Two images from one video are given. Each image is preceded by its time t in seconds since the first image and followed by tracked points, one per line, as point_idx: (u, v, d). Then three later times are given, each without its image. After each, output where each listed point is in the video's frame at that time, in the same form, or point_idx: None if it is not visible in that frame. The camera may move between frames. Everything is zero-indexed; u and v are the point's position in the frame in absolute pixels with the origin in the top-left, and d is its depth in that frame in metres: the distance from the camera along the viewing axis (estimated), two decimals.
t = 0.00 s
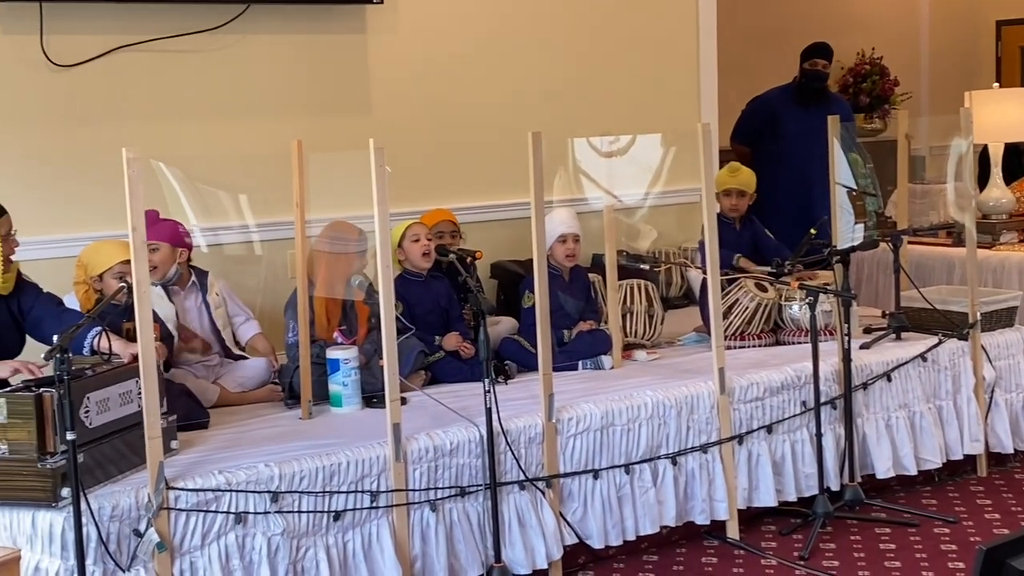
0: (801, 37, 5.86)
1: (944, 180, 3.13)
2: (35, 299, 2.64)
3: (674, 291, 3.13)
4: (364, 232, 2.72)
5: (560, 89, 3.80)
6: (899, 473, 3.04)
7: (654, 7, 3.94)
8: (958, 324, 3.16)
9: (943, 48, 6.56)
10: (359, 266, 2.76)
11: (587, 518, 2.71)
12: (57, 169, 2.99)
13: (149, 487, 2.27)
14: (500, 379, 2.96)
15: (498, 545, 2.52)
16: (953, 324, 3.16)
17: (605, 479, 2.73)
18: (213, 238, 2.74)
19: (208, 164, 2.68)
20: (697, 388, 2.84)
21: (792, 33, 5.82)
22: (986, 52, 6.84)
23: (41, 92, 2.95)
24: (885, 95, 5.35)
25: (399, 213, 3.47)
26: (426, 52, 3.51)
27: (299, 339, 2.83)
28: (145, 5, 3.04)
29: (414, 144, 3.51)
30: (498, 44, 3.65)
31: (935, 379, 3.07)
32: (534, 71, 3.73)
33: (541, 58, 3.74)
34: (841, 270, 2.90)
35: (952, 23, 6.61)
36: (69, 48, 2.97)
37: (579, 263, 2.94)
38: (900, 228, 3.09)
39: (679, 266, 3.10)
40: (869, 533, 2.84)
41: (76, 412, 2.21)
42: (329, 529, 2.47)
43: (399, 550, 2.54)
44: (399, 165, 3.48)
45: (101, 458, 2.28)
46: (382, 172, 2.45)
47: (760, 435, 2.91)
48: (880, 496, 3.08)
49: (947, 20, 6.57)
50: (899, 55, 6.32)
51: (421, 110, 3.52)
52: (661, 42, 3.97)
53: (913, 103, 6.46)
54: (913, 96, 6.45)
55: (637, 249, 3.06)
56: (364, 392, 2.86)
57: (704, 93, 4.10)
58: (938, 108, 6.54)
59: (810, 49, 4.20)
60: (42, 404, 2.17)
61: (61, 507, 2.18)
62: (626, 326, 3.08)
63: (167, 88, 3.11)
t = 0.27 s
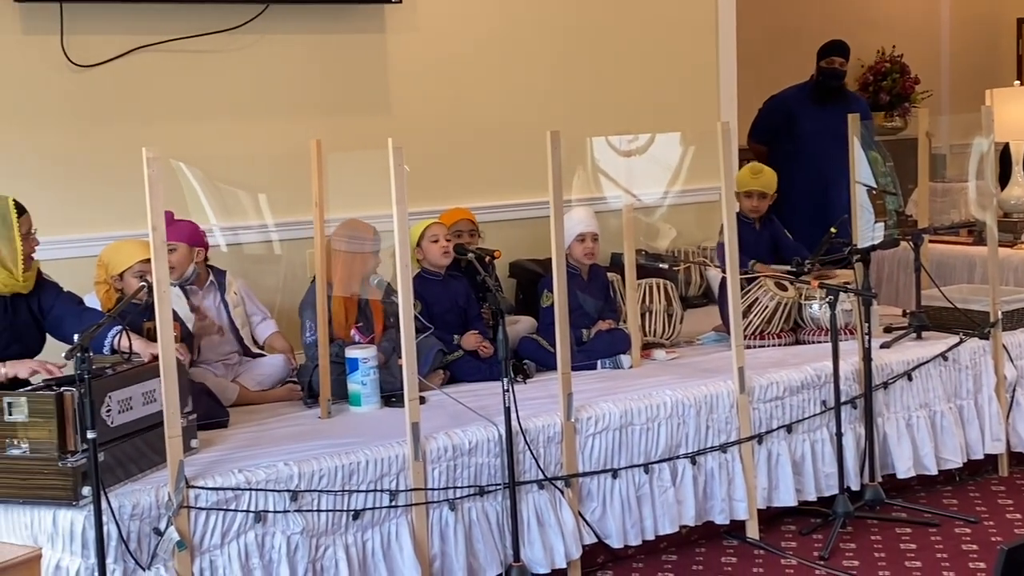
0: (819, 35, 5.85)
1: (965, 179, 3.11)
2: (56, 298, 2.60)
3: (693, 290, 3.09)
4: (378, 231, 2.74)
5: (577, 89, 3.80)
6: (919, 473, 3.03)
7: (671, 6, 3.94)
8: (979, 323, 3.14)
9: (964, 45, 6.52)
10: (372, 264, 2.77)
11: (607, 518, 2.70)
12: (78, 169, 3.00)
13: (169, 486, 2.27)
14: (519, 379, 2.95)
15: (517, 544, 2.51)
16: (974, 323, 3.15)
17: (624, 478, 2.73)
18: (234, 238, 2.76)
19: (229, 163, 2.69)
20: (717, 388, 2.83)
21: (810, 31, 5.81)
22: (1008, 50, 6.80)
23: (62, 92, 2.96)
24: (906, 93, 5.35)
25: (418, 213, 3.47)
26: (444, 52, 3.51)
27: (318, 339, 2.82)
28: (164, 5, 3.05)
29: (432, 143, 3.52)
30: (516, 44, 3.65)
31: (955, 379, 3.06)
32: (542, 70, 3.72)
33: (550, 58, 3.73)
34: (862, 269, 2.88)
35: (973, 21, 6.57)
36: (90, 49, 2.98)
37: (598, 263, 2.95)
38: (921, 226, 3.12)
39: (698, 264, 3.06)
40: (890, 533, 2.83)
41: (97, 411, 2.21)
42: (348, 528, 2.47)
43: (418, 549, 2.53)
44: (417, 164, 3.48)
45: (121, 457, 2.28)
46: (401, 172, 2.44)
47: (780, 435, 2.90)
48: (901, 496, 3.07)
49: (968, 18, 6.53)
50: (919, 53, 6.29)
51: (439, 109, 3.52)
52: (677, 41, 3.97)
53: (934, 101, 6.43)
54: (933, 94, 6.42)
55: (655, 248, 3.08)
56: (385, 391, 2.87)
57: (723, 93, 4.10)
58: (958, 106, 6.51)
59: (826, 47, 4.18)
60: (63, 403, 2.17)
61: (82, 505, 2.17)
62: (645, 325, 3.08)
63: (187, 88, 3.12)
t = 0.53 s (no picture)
0: (838, 33, 5.84)
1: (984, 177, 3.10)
2: (77, 296, 2.59)
3: (712, 289, 3.12)
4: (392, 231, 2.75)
5: (596, 88, 3.80)
6: (940, 472, 3.01)
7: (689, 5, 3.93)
8: (999, 322, 3.14)
9: (985, 43, 6.49)
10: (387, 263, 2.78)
11: (625, 517, 2.70)
12: (100, 169, 3.02)
13: (189, 484, 2.27)
14: (538, 377, 2.95)
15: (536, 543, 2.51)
16: (994, 321, 3.15)
17: (643, 477, 2.72)
18: (252, 236, 2.72)
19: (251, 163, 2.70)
20: (736, 387, 2.83)
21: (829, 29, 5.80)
22: None
23: (83, 92, 2.98)
24: (927, 90, 5.33)
25: (437, 212, 3.48)
26: (462, 51, 3.51)
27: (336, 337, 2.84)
28: (184, 5, 3.06)
29: (450, 142, 3.52)
30: (534, 43, 3.66)
31: (976, 378, 3.05)
32: (560, 69, 3.72)
33: (568, 57, 3.73)
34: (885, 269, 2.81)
35: (994, 18, 6.53)
36: (110, 49, 2.99)
37: (617, 262, 2.94)
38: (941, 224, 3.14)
39: (717, 264, 3.06)
40: (910, 532, 2.82)
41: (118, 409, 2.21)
42: (367, 526, 2.47)
43: (437, 548, 2.53)
44: (435, 163, 3.49)
45: (141, 455, 2.28)
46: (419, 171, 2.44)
47: (800, 434, 2.90)
48: (921, 495, 3.06)
49: (990, 14, 6.49)
50: (940, 51, 6.26)
51: (458, 109, 3.53)
52: (695, 40, 3.96)
53: (956, 98, 6.41)
54: (954, 91, 6.39)
55: (676, 247, 3.06)
56: (403, 389, 2.88)
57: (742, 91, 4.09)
58: (980, 103, 6.48)
59: (846, 44, 4.15)
60: (83, 402, 2.17)
61: (103, 503, 2.18)
62: (664, 323, 3.11)
63: (206, 88, 3.13)
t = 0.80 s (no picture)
0: (857, 31, 5.82)
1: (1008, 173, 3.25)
2: (96, 295, 2.60)
3: (730, 287, 3.08)
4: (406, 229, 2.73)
5: (613, 86, 3.80)
6: (959, 471, 3.01)
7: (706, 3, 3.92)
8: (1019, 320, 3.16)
9: (1005, 40, 6.45)
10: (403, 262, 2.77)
11: (643, 515, 2.69)
12: (119, 167, 3.03)
13: (208, 481, 2.27)
14: (556, 375, 2.94)
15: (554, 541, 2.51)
16: (1014, 320, 3.17)
17: (660, 476, 2.72)
18: (272, 234, 2.76)
19: (272, 162, 2.71)
20: (755, 385, 2.82)
21: (848, 27, 5.79)
22: None
23: (103, 90, 2.99)
24: (946, 88, 5.32)
25: (454, 210, 3.49)
26: (479, 50, 3.51)
27: (355, 336, 2.86)
28: (202, 4, 3.07)
29: (467, 141, 3.53)
30: (551, 42, 3.66)
31: (996, 377, 3.04)
32: (577, 67, 3.72)
33: (586, 55, 3.73)
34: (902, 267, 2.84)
35: (1015, 15, 6.49)
36: (130, 48, 3.00)
37: (634, 260, 2.97)
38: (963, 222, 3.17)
39: (735, 261, 3.01)
40: (929, 531, 2.81)
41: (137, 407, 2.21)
42: (385, 524, 2.47)
43: (455, 546, 2.53)
44: (452, 161, 3.50)
45: (160, 452, 2.28)
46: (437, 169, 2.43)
47: (818, 433, 2.89)
48: (940, 494, 3.06)
49: (1010, 11, 6.45)
50: (959, 48, 6.24)
51: (475, 107, 3.53)
52: (712, 38, 3.95)
53: (976, 96, 6.38)
54: (974, 89, 6.37)
55: (692, 245, 3.07)
56: (422, 388, 2.89)
57: (759, 89, 4.09)
58: (1000, 101, 6.45)
59: (865, 42, 4.11)
60: (103, 399, 2.18)
61: (122, 500, 2.17)
62: (682, 322, 3.10)
63: (225, 86, 3.13)
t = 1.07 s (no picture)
0: (873, 28, 5.81)
1: None
2: (113, 293, 2.59)
3: (746, 285, 3.10)
4: (418, 227, 2.82)
5: (627, 85, 3.80)
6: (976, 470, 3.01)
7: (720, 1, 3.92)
8: None
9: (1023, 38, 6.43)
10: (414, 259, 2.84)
11: (659, 514, 2.69)
12: (136, 165, 3.04)
13: (224, 479, 2.27)
14: (572, 374, 2.94)
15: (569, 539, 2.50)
16: None
17: (676, 474, 2.72)
18: (288, 234, 2.78)
19: (289, 161, 2.72)
20: (771, 384, 2.82)
21: (864, 25, 5.78)
22: None
23: (119, 89, 3.00)
24: (964, 85, 5.30)
25: (469, 208, 3.49)
26: (494, 48, 3.52)
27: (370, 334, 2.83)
28: (218, 3, 3.08)
29: (482, 139, 3.54)
30: (566, 41, 3.67)
31: (1013, 375, 3.04)
32: (591, 66, 3.73)
33: (600, 54, 3.74)
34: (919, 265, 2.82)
35: None
36: (146, 47, 3.01)
37: (650, 258, 2.94)
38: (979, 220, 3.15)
39: (752, 259, 3.04)
40: (946, 530, 2.80)
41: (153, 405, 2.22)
42: (401, 522, 2.47)
43: (470, 544, 2.53)
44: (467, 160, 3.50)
45: (177, 450, 2.29)
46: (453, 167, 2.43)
47: (834, 432, 2.89)
48: (957, 493, 3.05)
49: None
50: (976, 46, 6.22)
51: (489, 106, 3.53)
52: (726, 37, 3.96)
53: (993, 93, 6.36)
54: (991, 87, 6.35)
55: (708, 243, 3.07)
56: (437, 386, 2.88)
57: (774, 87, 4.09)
58: (1018, 98, 6.43)
59: (886, 39, 4.12)
60: (119, 398, 2.19)
61: (139, 498, 2.17)
62: (698, 320, 3.07)
63: (241, 85, 3.14)
